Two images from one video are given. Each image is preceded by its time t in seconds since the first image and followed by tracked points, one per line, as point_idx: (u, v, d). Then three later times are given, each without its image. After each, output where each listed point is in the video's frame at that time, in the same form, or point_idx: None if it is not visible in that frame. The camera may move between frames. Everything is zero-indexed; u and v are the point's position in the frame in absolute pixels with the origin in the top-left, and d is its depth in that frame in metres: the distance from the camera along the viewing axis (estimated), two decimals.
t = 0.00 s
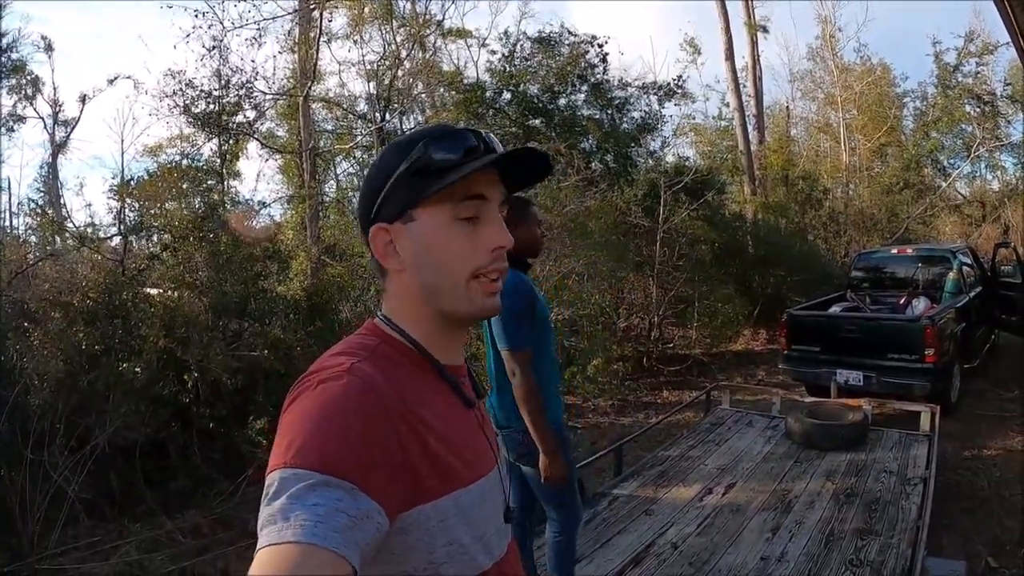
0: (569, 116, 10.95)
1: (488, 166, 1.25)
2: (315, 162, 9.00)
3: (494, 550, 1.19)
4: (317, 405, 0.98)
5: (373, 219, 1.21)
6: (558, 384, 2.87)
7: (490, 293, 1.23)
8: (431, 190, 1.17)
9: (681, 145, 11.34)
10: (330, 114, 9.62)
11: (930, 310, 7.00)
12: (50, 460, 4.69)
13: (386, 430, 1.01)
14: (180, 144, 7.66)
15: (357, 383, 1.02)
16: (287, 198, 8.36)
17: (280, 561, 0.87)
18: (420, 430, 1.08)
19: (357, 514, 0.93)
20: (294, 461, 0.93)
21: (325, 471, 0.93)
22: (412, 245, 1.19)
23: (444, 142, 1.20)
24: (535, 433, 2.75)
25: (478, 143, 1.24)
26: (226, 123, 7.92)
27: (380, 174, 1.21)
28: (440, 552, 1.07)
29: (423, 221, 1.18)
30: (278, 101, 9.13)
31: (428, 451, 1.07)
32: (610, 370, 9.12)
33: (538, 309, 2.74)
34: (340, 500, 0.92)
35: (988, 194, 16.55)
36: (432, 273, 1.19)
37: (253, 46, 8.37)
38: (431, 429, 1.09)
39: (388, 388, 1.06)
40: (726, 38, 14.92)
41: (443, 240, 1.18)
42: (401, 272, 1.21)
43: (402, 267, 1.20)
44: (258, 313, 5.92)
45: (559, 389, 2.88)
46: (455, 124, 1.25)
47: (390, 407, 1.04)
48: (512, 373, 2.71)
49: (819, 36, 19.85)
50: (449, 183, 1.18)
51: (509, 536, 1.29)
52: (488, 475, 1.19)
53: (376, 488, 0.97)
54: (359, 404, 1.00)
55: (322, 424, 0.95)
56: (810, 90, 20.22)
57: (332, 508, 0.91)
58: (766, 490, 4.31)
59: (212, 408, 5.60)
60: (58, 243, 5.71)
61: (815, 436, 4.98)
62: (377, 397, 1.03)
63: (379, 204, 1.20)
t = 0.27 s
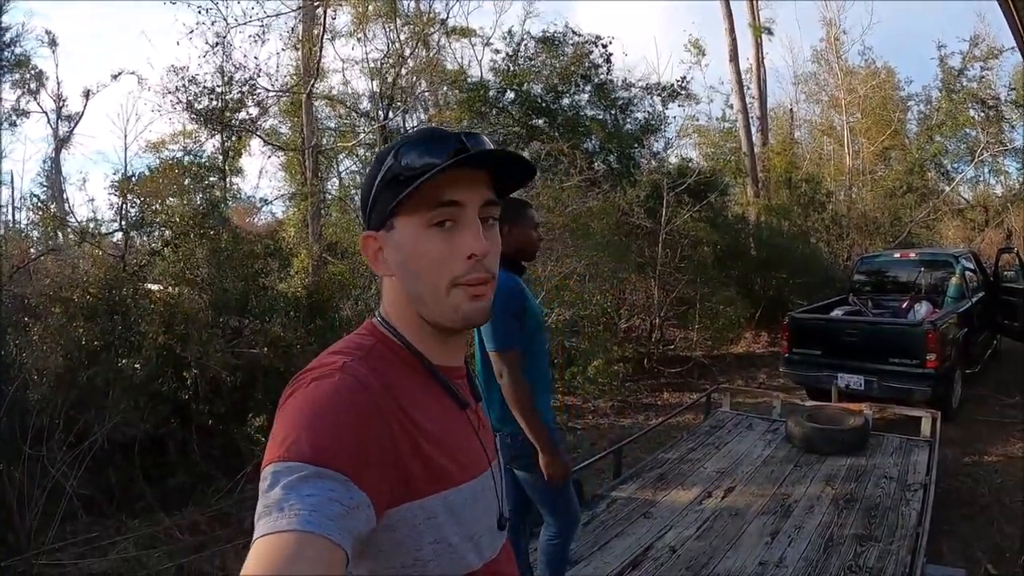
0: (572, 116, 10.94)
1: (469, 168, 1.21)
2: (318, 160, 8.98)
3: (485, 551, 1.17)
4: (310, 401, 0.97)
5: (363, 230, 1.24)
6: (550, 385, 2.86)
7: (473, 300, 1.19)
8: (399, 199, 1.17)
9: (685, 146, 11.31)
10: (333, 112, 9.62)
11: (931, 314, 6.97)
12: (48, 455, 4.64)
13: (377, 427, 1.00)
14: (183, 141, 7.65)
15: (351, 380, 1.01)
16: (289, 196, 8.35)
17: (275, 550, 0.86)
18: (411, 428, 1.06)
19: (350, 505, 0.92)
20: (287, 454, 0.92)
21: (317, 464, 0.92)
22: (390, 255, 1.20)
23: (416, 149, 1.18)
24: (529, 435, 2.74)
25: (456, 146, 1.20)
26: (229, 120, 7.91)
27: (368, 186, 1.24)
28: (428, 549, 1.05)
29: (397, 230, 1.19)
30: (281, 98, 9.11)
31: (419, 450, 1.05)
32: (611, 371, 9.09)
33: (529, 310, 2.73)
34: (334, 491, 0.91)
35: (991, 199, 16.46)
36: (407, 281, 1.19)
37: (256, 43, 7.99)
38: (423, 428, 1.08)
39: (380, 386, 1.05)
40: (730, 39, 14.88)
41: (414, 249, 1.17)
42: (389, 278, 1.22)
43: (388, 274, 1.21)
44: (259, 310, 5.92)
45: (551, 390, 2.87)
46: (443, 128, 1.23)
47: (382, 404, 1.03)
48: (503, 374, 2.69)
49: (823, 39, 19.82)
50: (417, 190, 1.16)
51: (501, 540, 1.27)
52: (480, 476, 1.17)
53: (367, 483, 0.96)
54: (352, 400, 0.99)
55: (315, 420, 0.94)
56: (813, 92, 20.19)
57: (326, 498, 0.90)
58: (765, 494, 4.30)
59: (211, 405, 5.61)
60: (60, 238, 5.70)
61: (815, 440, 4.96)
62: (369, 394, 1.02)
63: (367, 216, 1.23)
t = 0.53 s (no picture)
0: (579, 117, 10.92)
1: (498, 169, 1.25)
2: (325, 159, 8.99)
3: (480, 544, 1.15)
4: (304, 394, 0.96)
5: (379, 215, 1.18)
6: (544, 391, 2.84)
7: (492, 296, 1.24)
8: (445, 192, 1.16)
9: (692, 149, 11.28)
10: (340, 111, 9.63)
11: (938, 320, 6.94)
12: (51, 449, 4.68)
13: (373, 420, 0.99)
14: (190, 138, 7.67)
15: (346, 373, 1.00)
16: (295, 194, 8.36)
17: (272, 542, 0.85)
18: (407, 422, 1.05)
19: (344, 497, 0.91)
20: (281, 446, 0.91)
21: (312, 455, 0.90)
22: (420, 246, 1.17)
23: (457, 147, 1.20)
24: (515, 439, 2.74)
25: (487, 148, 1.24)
26: (236, 118, 7.92)
27: (386, 171, 1.19)
28: (421, 543, 1.03)
29: (433, 222, 1.17)
30: (288, 97, 9.12)
31: (415, 443, 1.04)
32: (616, 373, 8.98)
33: (527, 315, 2.70)
34: (328, 483, 0.90)
35: (998, 205, 16.31)
36: (438, 274, 1.18)
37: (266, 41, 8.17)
38: (419, 422, 1.07)
39: (375, 379, 1.04)
40: (738, 42, 14.83)
41: (452, 243, 1.17)
42: (407, 270, 1.19)
43: (408, 266, 1.19)
44: (264, 308, 5.92)
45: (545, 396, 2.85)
46: (461, 125, 1.25)
47: (378, 396, 1.02)
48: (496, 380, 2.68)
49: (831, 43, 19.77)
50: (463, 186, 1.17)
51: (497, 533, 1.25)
52: (475, 468, 1.16)
53: (363, 474, 0.95)
54: (347, 393, 0.98)
55: (309, 412, 0.93)
56: (820, 96, 20.16)
57: (321, 489, 0.89)
58: (768, 498, 4.28)
59: (214, 402, 5.63)
60: (66, 234, 5.73)
61: (819, 445, 4.93)
62: (364, 387, 1.00)
63: (385, 201, 1.18)
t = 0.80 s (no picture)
0: (589, 116, 10.89)
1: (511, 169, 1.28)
2: (334, 155, 8.99)
3: (479, 547, 1.13)
4: (298, 398, 0.94)
5: (411, 203, 1.14)
6: (531, 395, 2.82)
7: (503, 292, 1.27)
8: (484, 187, 1.17)
9: (703, 149, 11.22)
10: (350, 108, 9.62)
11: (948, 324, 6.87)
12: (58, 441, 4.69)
13: (369, 424, 0.97)
14: (200, 133, 7.70)
15: (342, 375, 0.99)
16: (305, 190, 8.38)
17: (265, 549, 0.84)
18: (405, 424, 1.03)
19: (339, 503, 0.90)
20: (275, 450, 0.90)
21: (306, 460, 0.89)
22: (454, 237, 1.16)
23: (484, 144, 1.22)
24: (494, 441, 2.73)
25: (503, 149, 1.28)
26: (246, 114, 7.94)
27: (416, 160, 1.15)
28: (419, 546, 1.02)
29: (469, 215, 1.17)
30: (299, 93, 9.13)
31: (412, 446, 1.03)
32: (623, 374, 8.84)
33: (512, 314, 2.71)
34: (323, 488, 0.89)
35: (1011, 210, 16.08)
36: (470, 268, 1.18)
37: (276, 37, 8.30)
38: (417, 424, 1.05)
39: (372, 381, 1.02)
40: (750, 42, 14.73)
41: (486, 237, 1.18)
42: (434, 264, 1.17)
43: (438, 259, 1.17)
44: (272, 303, 5.92)
45: (533, 399, 2.83)
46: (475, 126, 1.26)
47: (374, 399, 1.00)
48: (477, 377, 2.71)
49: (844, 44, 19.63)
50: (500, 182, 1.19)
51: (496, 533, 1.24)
52: (474, 469, 1.14)
53: (358, 478, 0.93)
54: (343, 396, 0.96)
55: (304, 416, 0.92)
56: (833, 97, 20.03)
57: (315, 495, 0.88)
58: (774, 502, 4.24)
59: (221, 396, 5.62)
60: (77, 227, 5.76)
61: (826, 449, 4.89)
62: (360, 389, 0.99)
63: (418, 189, 1.14)
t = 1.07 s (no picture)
0: (603, 113, 10.86)
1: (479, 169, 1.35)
2: (347, 150, 9.00)
3: (464, 543, 1.14)
4: (288, 396, 0.94)
5: (434, 194, 1.14)
6: (516, 396, 2.81)
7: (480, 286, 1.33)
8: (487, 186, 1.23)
9: (717, 148, 11.15)
10: (364, 103, 9.59)
11: (960, 328, 6.80)
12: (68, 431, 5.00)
13: (360, 423, 0.97)
14: (214, 127, 7.75)
15: (333, 374, 0.98)
16: (317, 185, 8.40)
17: (253, 551, 0.83)
18: (394, 422, 1.03)
19: (329, 502, 0.90)
20: (265, 450, 0.90)
21: (296, 460, 0.89)
22: (466, 232, 1.19)
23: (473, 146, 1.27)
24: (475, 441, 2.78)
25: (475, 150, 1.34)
26: (259, 108, 7.96)
27: (433, 153, 1.15)
28: (407, 543, 1.02)
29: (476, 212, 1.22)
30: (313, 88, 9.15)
31: (401, 444, 1.03)
32: (633, 372, 8.77)
33: (494, 315, 2.79)
34: (313, 489, 0.88)
35: None
36: (475, 262, 1.23)
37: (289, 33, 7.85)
38: (406, 421, 1.05)
39: (362, 379, 1.02)
40: (766, 40, 14.61)
41: (484, 233, 1.25)
42: (451, 255, 1.18)
43: (455, 251, 1.19)
44: (282, 297, 6.06)
45: (520, 403, 2.82)
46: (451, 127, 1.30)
47: (365, 397, 1.00)
48: (463, 375, 2.82)
49: (861, 43, 19.45)
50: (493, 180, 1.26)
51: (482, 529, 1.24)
52: (461, 467, 1.15)
53: (348, 477, 0.93)
54: (334, 395, 0.96)
55: (293, 415, 0.91)
56: (848, 97, 19.86)
57: (305, 496, 0.87)
58: (780, 505, 4.21)
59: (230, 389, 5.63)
60: (91, 219, 5.81)
61: (835, 453, 4.84)
62: (351, 387, 0.99)
63: (440, 184, 1.14)
